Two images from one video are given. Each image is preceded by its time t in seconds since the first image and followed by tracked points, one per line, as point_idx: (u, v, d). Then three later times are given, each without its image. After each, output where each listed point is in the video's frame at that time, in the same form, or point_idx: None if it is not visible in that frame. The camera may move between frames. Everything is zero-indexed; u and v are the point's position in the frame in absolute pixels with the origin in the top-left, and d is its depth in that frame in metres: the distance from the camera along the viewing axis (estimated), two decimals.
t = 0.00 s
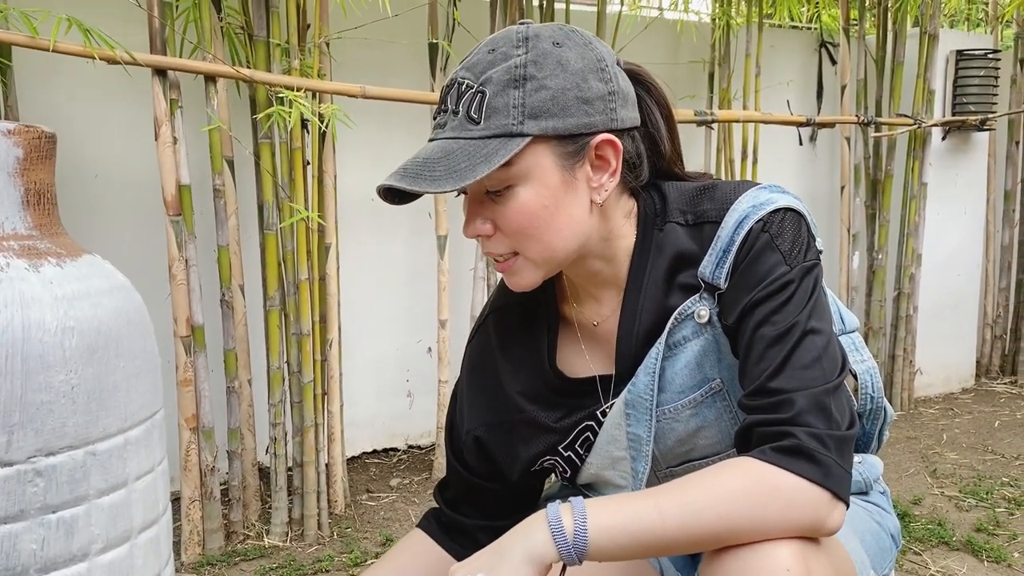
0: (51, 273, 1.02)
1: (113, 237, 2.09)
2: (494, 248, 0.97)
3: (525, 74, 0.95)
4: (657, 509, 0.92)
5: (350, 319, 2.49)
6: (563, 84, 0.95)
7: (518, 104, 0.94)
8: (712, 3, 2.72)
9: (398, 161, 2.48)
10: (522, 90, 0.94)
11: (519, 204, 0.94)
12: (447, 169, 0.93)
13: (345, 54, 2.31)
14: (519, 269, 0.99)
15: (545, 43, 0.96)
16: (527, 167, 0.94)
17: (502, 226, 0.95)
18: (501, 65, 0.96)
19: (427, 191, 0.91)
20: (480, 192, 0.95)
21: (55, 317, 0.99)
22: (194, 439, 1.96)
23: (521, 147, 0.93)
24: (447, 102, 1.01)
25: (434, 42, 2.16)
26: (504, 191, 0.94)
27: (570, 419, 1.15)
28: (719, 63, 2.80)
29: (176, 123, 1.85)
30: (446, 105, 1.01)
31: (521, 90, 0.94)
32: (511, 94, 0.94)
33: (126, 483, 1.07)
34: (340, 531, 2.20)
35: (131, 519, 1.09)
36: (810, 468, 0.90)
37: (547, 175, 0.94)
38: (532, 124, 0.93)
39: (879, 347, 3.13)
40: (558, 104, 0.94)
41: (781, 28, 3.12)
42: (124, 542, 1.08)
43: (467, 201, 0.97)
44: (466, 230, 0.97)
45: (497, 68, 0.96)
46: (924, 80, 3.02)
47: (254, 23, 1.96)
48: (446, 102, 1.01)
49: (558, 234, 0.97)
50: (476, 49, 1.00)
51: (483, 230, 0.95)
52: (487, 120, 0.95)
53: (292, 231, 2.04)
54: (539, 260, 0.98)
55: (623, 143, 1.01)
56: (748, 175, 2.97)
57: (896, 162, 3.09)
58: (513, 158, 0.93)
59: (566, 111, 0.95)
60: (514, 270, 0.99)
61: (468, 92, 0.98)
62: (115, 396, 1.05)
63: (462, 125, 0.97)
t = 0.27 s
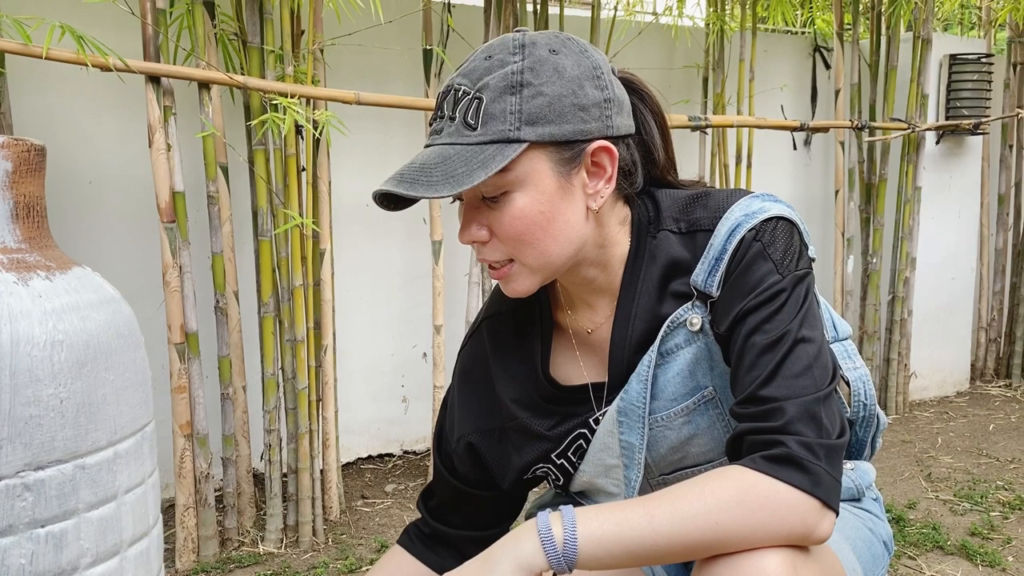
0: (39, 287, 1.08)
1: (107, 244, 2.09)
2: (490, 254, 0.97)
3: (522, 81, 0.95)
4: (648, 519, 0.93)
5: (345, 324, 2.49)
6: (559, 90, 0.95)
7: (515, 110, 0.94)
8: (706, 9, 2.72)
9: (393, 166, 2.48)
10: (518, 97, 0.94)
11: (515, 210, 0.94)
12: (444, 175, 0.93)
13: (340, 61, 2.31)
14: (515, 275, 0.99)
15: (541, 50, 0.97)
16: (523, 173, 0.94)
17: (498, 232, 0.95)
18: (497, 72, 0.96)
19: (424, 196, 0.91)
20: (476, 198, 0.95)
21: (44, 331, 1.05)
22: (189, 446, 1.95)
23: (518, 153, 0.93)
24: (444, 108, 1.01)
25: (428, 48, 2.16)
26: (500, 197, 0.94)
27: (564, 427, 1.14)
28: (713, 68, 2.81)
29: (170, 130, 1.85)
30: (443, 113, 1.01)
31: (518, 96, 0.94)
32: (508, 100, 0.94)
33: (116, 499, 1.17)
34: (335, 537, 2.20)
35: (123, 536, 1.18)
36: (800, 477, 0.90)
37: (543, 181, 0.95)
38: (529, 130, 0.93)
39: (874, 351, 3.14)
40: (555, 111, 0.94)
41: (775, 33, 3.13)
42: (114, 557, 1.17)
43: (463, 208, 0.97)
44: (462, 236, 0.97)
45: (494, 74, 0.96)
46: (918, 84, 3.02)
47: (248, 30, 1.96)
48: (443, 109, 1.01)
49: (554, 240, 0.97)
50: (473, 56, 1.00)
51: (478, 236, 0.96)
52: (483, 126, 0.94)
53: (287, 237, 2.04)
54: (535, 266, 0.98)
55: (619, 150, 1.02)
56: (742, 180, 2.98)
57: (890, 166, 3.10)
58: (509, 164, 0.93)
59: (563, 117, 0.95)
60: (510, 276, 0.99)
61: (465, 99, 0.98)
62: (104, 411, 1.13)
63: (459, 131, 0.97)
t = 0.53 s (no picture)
0: (25, 302, 1.26)
1: (100, 252, 2.09)
2: (481, 267, 0.98)
3: (513, 94, 0.95)
4: (639, 529, 0.93)
5: (339, 331, 2.49)
6: (551, 103, 0.95)
7: (507, 123, 0.94)
8: (699, 15, 2.73)
9: (386, 172, 2.48)
10: (510, 109, 0.95)
11: (507, 222, 0.94)
12: (435, 188, 0.93)
13: (333, 68, 2.32)
14: (504, 286, 0.98)
15: (533, 62, 0.97)
16: (515, 186, 0.94)
17: (489, 244, 0.95)
18: (489, 84, 0.96)
19: (416, 210, 0.91)
20: (467, 211, 0.95)
21: (32, 350, 1.24)
22: (182, 453, 1.95)
23: (509, 166, 0.93)
24: (435, 120, 1.01)
25: (421, 56, 2.17)
26: (491, 210, 0.94)
27: (555, 437, 1.15)
28: (706, 74, 2.82)
29: (163, 138, 1.85)
30: (434, 124, 1.01)
31: (509, 109, 0.94)
32: (500, 113, 0.94)
33: (101, 511, 1.37)
34: (329, 544, 2.19)
35: (108, 547, 1.39)
36: (790, 487, 0.90)
37: (534, 194, 0.95)
38: (520, 143, 0.93)
39: (868, 356, 3.14)
40: (546, 123, 0.95)
41: (768, 39, 3.14)
42: (101, 566, 1.39)
43: (453, 220, 0.97)
44: (453, 248, 0.97)
45: (486, 87, 0.96)
46: (910, 89, 3.03)
47: (241, 37, 1.96)
48: (434, 120, 1.01)
49: (545, 253, 0.97)
50: (464, 68, 1.00)
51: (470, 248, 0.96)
52: (475, 138, 0.95)
53: (280, 244, 2.04)
54: (525, 279, 0.98)
55: (610, 162, 1.02)
56: (736, 185, 2.99)
57: (883, 171, 3.10)
58: (501, 177, 0.93)
59: (554, 130, 0.95)
60: (499, 288, 0.99)
61: (456, 111, 0.98)
62: (90, 426, 1.33)
63: (450, 142, 0.97)
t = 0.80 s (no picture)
0: (9, 308, 1.29)
1: (89, 257, 2.08)
2: (486, 260, 0.95)
3: (528, 83, 0.94)
4: (627, 535, 0.92)
5: (331, 335, 2.48)
6: (564, 95, 0.95)
7: (523, 111, 0.93)
8: (692, 18, 2.73)
9: (379, 176, 2.48)
10: (525, 98, 0.94)
11: (518, 212, 0.92)
12: (453, 171, 0.91)
13: (324, 72, 2.31)
14: (508, 281, 0.96)
15: (545, 54, 0.96)
16: (527, 175, 0.92)
17: (497, 235, 0.93)
18: (503, 72, 0.95)
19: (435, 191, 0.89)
20: (476, 201, 0.93)
21: (14, 356, 1.26)
22: (172, 459, 1.94)
23: (525, 153, 0.92)
24: (445, 108, 0.99)
25: (413, 59, 2.16)
26: (502, 200, 0.92)
27: (546, 441, 1.14)
28: (699, 77, 2.81)
29: (153, 142, 1.84)
30: (443, 113, 0.99)
31: (524, 98, 0.94)
32: (515, 101, 0.94)
33: (83, 518, 1.39)
34: (321, 551, 2.18)
35: (91, 556, 1.42)
36: (780, 493, 0.89)
37: (545, 185, 0.93)
38: (536, 131, 0.93)
39: (862, 360, 3.14)
40: (561, 114, 0.94)
41: (761, 43, 3.14)
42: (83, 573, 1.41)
43: (461, 210, 0.95)
44: (460, 239, 0.95)
45: (500, 75, 0.95)
46: (903, 93, 3.03)
47: (232, 41, 1.95)
48: (443, 109, 0.99)
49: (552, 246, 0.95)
50: (473, 58, 0.99)
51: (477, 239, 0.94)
52: (490, 125, 0.93)
53: (271, 249, 2.03)
54: (530, 273, 0.96)
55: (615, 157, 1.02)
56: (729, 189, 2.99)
57: (876, 174, 3.11)
58: (517, 165, 0.91)
59: (568, 121, 0.94)
60: (503, 283, 0.96)
61: (469, 98, 0.96)
62: (73, 434, 1.35)
63: (464, 130, 0.95)
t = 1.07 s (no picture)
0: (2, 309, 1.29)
1: (82, 261, 2.07)
2: (546, 232, 0.95)
3: (584, 62, 0.98)
4: (619, 536, 0.92)
5: (325, 339, 2.48)
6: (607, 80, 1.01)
7: (590, 85, 0.96)
8: (685, 21, 2.74)
9: (373, 179, 2.48)
10: (587, 74, 0.97)
11: (583, 182, 0.94)
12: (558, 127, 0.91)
13: (318, 75, 2.31)
14: (564, 255, 0.96)
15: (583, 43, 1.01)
16: (593, 147, 0.95)
17: (563, 204, 0.94)
18: (562, 49, 0.97)
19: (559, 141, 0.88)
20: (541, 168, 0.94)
21: (6, 356, 1.26)
22: (166, 463, 1.93)
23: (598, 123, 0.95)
24: (496, 83, 0.96)
25: (407, 63, 2.16)
26: (569, 169, 0.94)
27: (539, 441, 1.14)
28: (692, 81, 2.82)
29: (146, 145, 1.84)
30: (501, 82, 0.95)
31: (587, 74, 0.97)
32: (581, 75, 0.96)
33: (76, 521, 1.39)
34: (315, 555, 2.17)
35: (84, 558, 1.41)
36: (771, 493, 0.89)
37: (602, 160, 0.96)
38: (604, 104, 0.96)
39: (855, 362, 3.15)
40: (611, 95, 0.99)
41: (754, 46, 3.15)
42: None
43: (522, 179, 0.94)
44: (525, 208, 0.93)
45: (560, 51, 0.97)
46: (896, 96, 3.04)
47: (225, 44, 1.95)
48: (498, 79, 0.96)
49: (604, 222, 0.98)
50: (517, 35, 0.98)
51: (543, 209, 0.93)
52: (569, 92, 0.94)
53: (265, 252, 2.03)
54: (585, 247, 0.97)
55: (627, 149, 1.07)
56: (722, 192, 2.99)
57: (869, 178, 3.12)
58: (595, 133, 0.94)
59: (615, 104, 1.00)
60: (559, 257, 0.96)
61: (534, 68, 0.95)
62: (64, 436, 1.34)
63: (540, 95, 0.93)
